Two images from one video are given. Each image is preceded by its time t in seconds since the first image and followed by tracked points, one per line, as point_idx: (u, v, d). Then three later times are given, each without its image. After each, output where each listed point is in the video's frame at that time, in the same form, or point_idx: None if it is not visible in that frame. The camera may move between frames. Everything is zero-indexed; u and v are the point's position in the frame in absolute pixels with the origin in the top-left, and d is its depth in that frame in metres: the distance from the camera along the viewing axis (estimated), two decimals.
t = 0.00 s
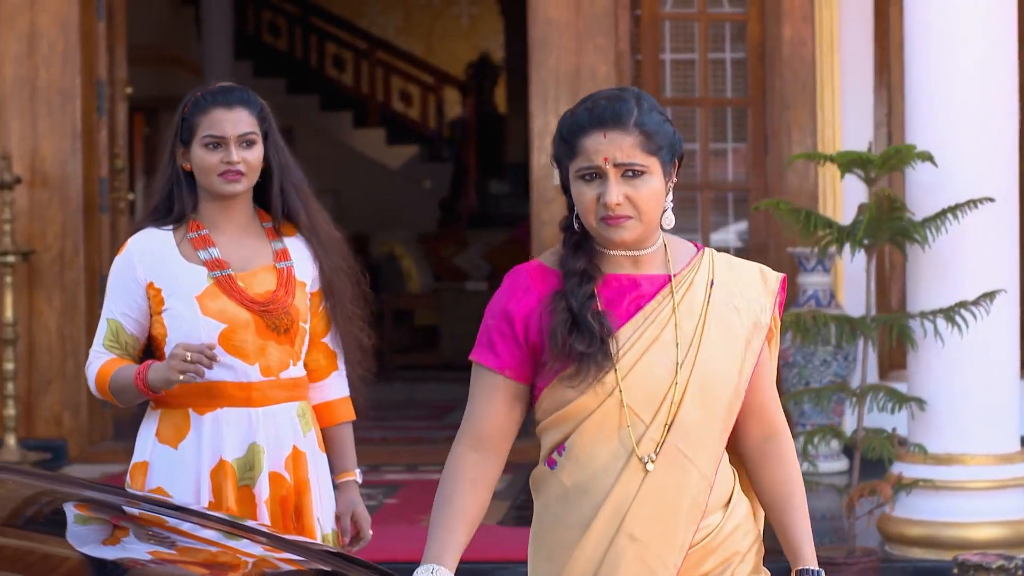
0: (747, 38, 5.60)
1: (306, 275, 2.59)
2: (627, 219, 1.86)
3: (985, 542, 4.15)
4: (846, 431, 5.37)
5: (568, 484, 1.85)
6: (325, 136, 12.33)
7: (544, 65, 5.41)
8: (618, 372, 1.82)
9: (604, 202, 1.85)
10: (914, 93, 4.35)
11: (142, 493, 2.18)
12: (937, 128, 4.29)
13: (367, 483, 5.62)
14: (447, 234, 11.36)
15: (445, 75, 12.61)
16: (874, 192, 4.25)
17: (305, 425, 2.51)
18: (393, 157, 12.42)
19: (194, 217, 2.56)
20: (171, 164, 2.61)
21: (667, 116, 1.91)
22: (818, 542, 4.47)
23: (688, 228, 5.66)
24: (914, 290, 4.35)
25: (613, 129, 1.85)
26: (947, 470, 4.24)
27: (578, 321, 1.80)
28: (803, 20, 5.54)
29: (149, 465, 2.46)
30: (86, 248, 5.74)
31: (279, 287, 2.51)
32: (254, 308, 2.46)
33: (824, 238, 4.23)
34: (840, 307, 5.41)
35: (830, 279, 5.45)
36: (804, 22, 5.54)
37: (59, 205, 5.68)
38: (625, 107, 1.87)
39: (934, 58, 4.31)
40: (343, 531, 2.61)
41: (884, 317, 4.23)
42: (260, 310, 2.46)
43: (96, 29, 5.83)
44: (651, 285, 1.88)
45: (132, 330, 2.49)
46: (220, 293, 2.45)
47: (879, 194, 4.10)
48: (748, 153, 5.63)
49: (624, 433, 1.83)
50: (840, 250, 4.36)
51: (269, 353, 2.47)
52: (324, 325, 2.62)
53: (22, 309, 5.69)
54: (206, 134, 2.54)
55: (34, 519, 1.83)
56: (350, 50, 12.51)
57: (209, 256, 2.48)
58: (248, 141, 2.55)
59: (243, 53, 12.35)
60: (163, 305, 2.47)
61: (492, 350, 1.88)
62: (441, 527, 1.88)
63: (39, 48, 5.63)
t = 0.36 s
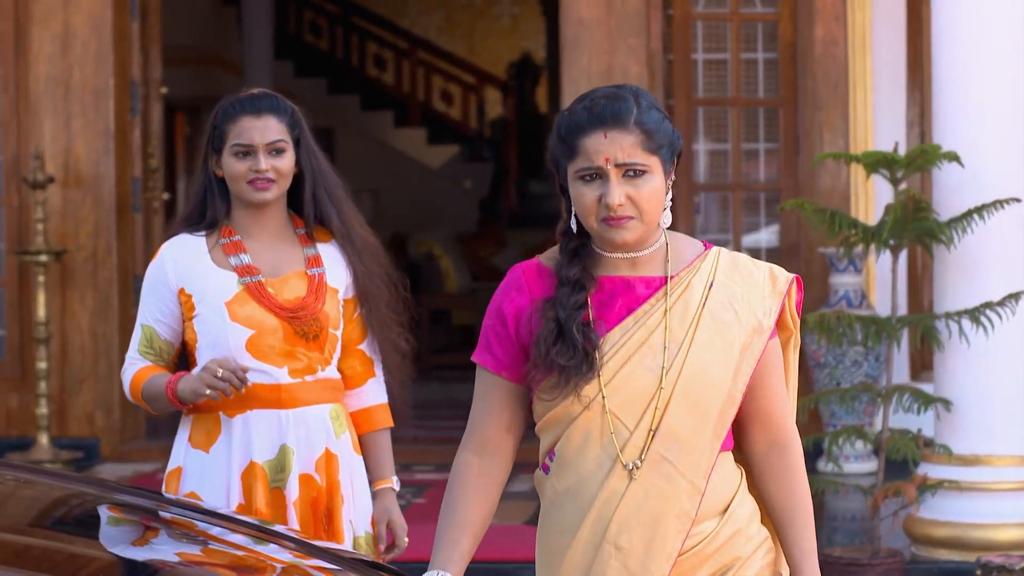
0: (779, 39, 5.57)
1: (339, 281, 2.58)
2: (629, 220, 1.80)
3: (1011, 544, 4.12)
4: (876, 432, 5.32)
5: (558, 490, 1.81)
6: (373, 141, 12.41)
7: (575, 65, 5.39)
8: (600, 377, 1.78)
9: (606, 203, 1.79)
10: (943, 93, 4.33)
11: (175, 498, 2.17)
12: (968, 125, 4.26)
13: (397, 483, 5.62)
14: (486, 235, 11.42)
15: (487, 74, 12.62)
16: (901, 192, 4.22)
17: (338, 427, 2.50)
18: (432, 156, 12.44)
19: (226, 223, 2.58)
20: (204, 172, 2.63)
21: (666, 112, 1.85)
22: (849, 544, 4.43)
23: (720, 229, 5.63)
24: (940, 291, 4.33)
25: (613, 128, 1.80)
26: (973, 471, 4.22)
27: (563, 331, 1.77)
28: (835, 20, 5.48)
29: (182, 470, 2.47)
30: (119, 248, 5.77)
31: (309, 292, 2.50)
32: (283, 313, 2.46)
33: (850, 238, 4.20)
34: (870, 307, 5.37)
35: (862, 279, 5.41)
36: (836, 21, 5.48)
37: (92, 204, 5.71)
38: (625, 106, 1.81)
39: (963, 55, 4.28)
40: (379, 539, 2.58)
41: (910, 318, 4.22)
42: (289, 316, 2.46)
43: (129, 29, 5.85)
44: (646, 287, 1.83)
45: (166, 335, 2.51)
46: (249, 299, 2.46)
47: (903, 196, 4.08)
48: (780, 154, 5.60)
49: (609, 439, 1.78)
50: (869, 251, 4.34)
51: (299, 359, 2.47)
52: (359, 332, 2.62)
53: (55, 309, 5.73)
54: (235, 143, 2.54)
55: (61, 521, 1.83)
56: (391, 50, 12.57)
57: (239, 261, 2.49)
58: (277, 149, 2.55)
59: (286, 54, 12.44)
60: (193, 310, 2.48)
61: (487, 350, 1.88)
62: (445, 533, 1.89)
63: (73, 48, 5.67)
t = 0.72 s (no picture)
0: (804, 38, 5.54)
1: (356, 282, 2.58)
2: (647, 218, 1.79)
3: None
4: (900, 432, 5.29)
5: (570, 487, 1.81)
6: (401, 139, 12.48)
7: (600, 64, 5.37)
8: (610, 372, 1.77)
9: (623, 201, 1.78)
10: (963, 90, 4.29)
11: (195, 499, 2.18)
12: (993, 125, 4.22)
13: (418, 482, 5.61)
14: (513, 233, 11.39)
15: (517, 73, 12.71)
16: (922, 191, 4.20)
17: (355, 427, 2.50)
18: (464, 156, 12.49)
19: (243, 223, 2.58)
20: (223, 169, 2.64)
21: (689, 111, 1.84)
22: (872, 544, 4.41)
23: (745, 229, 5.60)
24: (961, 292, 4.29)
25: (629, 125, 1.78)
26: (993, 471, 4.18)
27: (575, 329, 1.77)
28: (861, 19, 5.45)
29: (200, 474, 2.48)
30: (144, 248, 5.79)
31: (325, 294, 2.49)
32: (301, 317, 2.45)
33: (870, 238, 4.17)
34: (894, 307, 5.33)
35: (886, 279, 5.37)
36: (861, 20, 5.45)
37: (117, 203, 5.73)
38: (643, 104, 1.79)
39: (985, 53, 4.24)
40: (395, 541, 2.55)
41: (930, 318, 4.18)
42: (305, 319, 2.45)
43: (155, 28, 5.87)
44: (666, 287, 1.81)
45: (182, 337, 2.52)
46: (266, 301, 2.45)
47: (924, 195, 4.05)
48: (805, 154, 5.55)
49: (616, 436, 1.77)
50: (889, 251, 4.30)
51: (316, 362, 2.46)
52: (374, 334, 2.61)
53: (80, 308, 5.75)
54: (256, 134, 2.54)
55: (83, 520, 1.84)
56: (421, 49, 12.62)
57: (255, 263, 2.48)
58: (297, 142, 2.55)
59: (316, 52, 12.58)
60: (209, 312, 2.48)
61: (506, 350, 1.89)
62: (454, 532, 1.88)
63: (98, 47, 5.69)
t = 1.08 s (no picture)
0: (807, 38, 5.52)
1: (336, 275, 2.61)
2: (655, 218, 1.78)
3: None
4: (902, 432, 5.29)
5: (579, 492, 1.80)
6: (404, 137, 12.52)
7: (603, 64, 5.37)
8: (623, 381, 1.76)
9: (630, 201, 1.77)
10: (964, 89, 4.29)
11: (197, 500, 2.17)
12: (996, 125, 4.21)
13: (420, 482, 5.61)
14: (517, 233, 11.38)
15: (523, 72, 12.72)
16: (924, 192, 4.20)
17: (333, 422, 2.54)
18: (468, 155, 12.56)
19: (227, 217, 2.56)
20: (206, 159, 2.61)
21: (701, 111, 1.82)
22: (874, 544, 4.41)
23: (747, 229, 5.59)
24: (962, 292, 4.29)
25: (636, 124, 1.77)
26: (994, 471, 4.18)
27: (591, 334, 1.76)
28: (863, 19, 5.44)
29: (185, 471, 2.46)
30: (147, 248, 5.79)
31: (315, 289, 2.52)
32: (294, 312, 2.46)
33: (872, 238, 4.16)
34: (897, 307, 5.33)
35: (889, 279, 5.37)
36: (864, 20, 5.44)
37: (120, 202, 5.73)
38: (652, 103, 1.78)
39: (985, 50, 4.24)
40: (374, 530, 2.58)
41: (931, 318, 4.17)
42: (299, 314, 2.47)
43: (158, 28, 5.86)
44: (682, 294, 1.80)
45: (166, 334, 2.45)
46: (258, 297, 2.44)
47: (925, 195, 4.04)
48: (807, 154, 5.55)
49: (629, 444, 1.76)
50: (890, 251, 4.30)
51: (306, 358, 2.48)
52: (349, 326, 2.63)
53: (83, 308, 5.76)
54: (252, 130, 2.54)
55: (84, 521, 1.85)
56: (427, 49, 12.57)
57: (245, 258, 2.47)
58: (291, 142, 2.56)
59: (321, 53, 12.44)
60: (199, 309, 2.44)
61: (519, 351, 1.88)
62: (455, 533, 1.87)
63: (100, 47, 5.69)
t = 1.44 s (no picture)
0: (813, 38, 5.51)
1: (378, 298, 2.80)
2: (666, 228, 1.76)
3: None
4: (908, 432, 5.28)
5: (591, 499, 1.80)
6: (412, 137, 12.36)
7: (608, 64, 5.36)
8: (637, 390, 1.75)
9: (640, 211, 1.75)
10: (969, 85, 4.29)
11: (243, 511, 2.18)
12: (1000, 124, 4.20)
13: (425, 482, 5.61)
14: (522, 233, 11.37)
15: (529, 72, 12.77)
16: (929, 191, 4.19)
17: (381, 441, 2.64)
18: (474, 156, 12.44)
19: (287, 231, 2.65)
20: (269, 167, 2.69)
21: (716, 118, 1.79)
22: (879, 544, 4.40)
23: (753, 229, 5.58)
24: (967, 291, 4.28)
25: (647, 134, 1.75)
26: (1000, 472, 4.18)
27: (605, 339, 1.75)
28: (869, 19, 5.43)
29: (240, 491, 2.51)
30: (152, 248, 5.79)
31: (370, 311, 2.65)
32: (356, 336, 2.57)
33: (877, 238, 4.15)
34: (903, 307, 5.32)
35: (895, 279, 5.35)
36: (870, 19, 5.43)
37: (126, 202, 5.73)
38: (664, 112, 1.76)
39: (990, 50, 4.23)
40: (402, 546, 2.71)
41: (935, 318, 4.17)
42: (361, 338, 2.58)
43: (164, 28, 5.87)
44: (697, 301, 1.79)
45: (227, 353, 2.47)
46: (324, 320, 2.54)
47: (931, 195, 4.03)
48: (813, 154, 5.54)
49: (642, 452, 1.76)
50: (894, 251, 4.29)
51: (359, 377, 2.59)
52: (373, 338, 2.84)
53: (89, 307, 5.76)
54: (325, 147, 2.66)
55: (90, 521, 1.85)
56: (433, 48, 12.62)
57: (308, 279, 2.57)
58: (361, 164, 2.68)
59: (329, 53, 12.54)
60: (264, 329, 2.49)
61: (532, 352, 1.86)
62: (464, 533, 1.87)
63: (106, 47, 5.70)
